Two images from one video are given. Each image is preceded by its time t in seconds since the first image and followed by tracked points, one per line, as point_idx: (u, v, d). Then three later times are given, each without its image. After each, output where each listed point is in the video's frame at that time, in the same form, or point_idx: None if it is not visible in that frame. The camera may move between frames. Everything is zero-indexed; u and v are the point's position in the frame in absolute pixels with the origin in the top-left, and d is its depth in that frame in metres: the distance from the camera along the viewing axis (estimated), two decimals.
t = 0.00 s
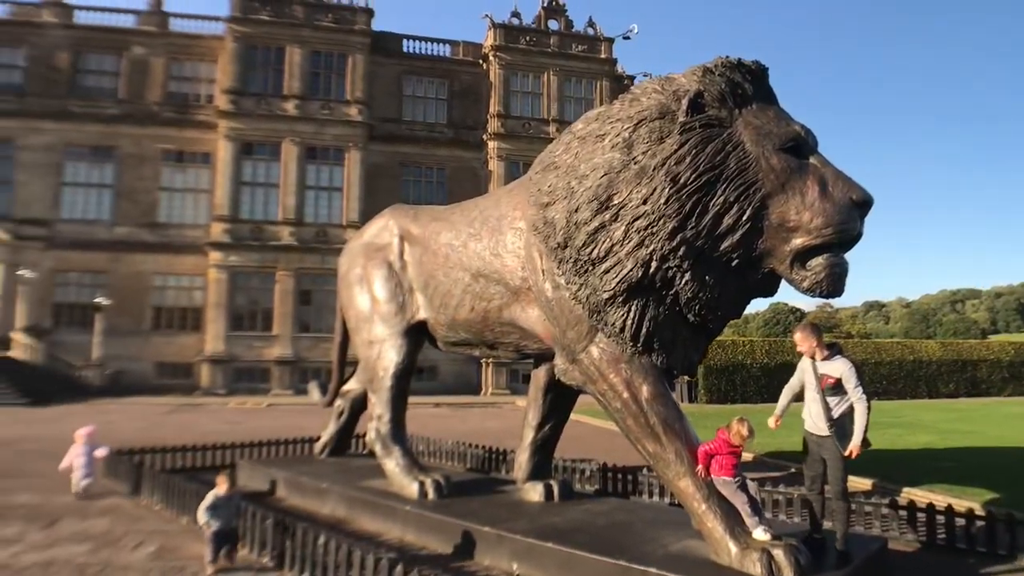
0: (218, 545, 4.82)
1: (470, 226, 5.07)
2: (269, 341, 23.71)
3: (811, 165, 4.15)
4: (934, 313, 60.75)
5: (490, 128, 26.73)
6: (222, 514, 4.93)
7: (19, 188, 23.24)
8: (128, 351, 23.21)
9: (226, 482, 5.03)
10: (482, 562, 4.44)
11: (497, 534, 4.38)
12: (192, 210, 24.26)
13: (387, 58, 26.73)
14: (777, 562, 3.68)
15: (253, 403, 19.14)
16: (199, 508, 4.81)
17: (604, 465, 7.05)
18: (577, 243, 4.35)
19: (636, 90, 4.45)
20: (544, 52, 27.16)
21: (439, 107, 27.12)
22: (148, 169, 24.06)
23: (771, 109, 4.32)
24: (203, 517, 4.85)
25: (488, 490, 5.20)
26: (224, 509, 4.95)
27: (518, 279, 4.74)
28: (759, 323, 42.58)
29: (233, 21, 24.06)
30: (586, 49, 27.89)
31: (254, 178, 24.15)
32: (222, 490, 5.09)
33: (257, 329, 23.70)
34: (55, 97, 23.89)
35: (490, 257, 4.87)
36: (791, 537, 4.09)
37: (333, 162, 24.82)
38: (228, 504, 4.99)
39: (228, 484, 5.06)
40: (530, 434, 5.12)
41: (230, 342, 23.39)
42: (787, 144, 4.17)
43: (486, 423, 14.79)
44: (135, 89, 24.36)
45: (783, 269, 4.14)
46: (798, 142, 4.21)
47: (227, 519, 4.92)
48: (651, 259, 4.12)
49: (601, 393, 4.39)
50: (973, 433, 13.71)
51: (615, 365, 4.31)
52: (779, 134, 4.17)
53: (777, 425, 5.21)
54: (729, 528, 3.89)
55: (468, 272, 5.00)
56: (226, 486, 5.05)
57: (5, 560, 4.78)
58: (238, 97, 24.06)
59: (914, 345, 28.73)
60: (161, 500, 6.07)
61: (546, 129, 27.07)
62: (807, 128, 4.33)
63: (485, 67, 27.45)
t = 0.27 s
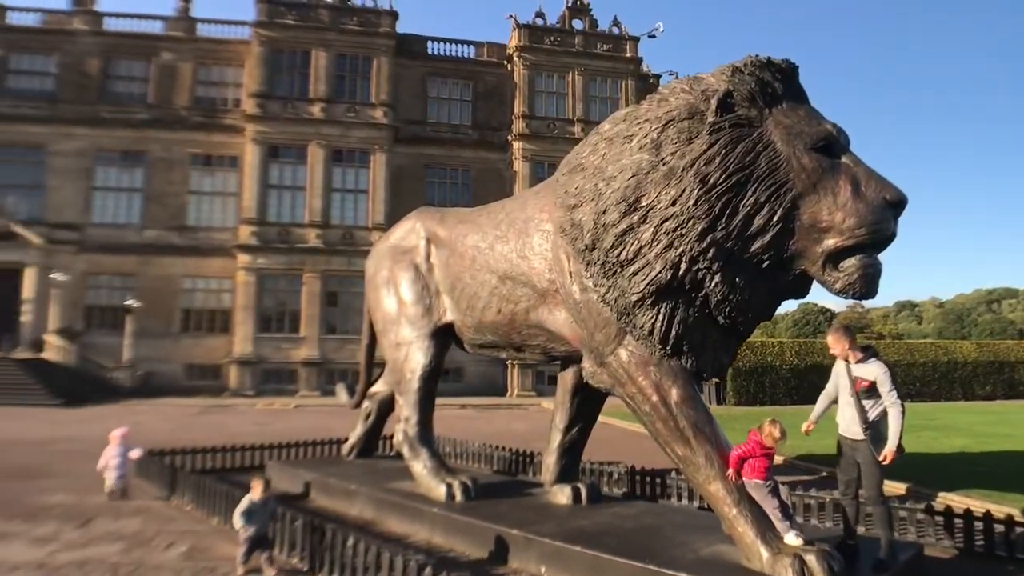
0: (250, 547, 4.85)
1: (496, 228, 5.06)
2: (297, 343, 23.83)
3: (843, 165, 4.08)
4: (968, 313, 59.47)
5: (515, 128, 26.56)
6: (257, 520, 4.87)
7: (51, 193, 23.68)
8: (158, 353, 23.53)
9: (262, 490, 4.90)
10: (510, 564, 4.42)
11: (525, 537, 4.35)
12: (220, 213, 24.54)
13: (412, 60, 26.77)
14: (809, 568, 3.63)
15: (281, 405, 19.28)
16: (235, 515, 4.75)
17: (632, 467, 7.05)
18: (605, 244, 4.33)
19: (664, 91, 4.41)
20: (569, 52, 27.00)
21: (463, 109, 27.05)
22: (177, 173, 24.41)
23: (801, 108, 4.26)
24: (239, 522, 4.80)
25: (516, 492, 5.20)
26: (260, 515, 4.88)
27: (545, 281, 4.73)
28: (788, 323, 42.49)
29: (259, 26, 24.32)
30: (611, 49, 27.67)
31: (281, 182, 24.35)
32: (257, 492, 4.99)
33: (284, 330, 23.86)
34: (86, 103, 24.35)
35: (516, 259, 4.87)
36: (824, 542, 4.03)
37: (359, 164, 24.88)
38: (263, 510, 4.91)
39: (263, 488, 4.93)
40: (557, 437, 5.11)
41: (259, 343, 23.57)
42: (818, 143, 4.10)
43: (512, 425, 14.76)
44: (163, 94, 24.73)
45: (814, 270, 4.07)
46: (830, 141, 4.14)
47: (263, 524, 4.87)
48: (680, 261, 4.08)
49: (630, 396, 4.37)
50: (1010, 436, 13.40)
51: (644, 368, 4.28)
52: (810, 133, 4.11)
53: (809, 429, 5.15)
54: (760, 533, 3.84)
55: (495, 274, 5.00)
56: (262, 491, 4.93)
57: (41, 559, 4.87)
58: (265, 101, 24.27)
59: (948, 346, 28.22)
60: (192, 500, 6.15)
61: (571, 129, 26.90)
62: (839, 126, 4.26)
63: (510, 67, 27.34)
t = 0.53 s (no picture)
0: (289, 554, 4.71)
1: (524, 231, 5.08)
2: (326, 345, 23.98)
3: (876, 164, 4.01)
4: (1006, 313, 58.04)
5: (540, 129, 26.51)
6: (296, 524, 4.77)
7: (85, 198, 24.18)
8: (189, 355, 23.90)
9: (301, 490, 4.84)
10: (540, 567, 4.42)
11: (554, 540, 4.34)
12: (250, 217, 24.87)
13: (437, 63, 26.84)
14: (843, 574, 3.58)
15: (310, 406, 19.46)
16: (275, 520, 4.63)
17: (660, 470, 7.04)
18: (634, 247, 4.32)
19: (693, 92, 4.39)
20: (595, 53, 26.87)
21: (489, 111, 27.02)
22: (207, 177, 24.79)
23: (833, 108, 4.20)
24: (278, 526, 4.70)
25: (545, 495, 5.21)
26: (299, 519, 4.78)
27: (573, 284, 4.73)
28: (818, 324, 41.96)
29: (287, 31, 24.59)
30: (636, 49, 27.49)
31: (309, 185, 24.58)
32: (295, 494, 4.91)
33: (313, 331, 24.02)
34: (119, 109, 24.84)
35: (544, 261, 4.87)
36: (859, 547, 3.97)
37: (385, 167, 24.97)
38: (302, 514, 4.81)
39: (301, 491, 4.86)
40: (586, 440, 5.10)
41: (288, 345, 23.75)
42: (850, 144, 4.04)
43: (539, 427, 14.74)
44: (194, 100, 25.13)
45: (847, 271, 4.01)
46: (862, 141, 4.08)
47: (302, 529, 4.75)
48: (710, 263, 4.05)
49: (659, 400, 4.36)
50: None
51: (674, 370, 4.26)
52: (842, 133, 4.05)
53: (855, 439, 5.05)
54: (793, 538, 3.79)
55: (522, 277, 5.01)
56: (300, 493, 4.86)
57: (79, 558, 4.97)
58: (293, 106, 24.53)
59: (984, 346, 27.57)
60: (225, 500, 6.25)
61: (597, 129, 26.78)
62: (871, 126, 4.20)
63: (535, 69, 27.28)
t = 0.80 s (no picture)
0: (326, 558, 4.72)
1: (552, 233, 5.07)
2: (353, 346, 24.08)
3: (912, 164, 3.92)
4: None
5: (566, 130, 26.39)
6: (332, 528, 4.73)
7: (118, 202, 24.63)
8: (218, 356, 24.20)
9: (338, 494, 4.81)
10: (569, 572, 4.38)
11: (583, 545, 4.31)
12: (279, 220, 25.13)
13: (463, 65, 26.85)
14: None
15: (338, 407, 19.61)
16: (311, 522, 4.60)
17: (690, 473, 7.00)
18: (664, 250, 4.28)
19: (723, 92, 4.34)
20: (621, 52, 26.68)
21: (515, 112, 26.92)
22: (236, 181, 25.10)
23: (866, 107, 4.12)
24: (313, 530, 4.66)
25: (573, 499, 5.20)
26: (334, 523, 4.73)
27: (602, 287, 4.71)
28: (850, 325, 41.36)
29: (314, 36, 24.82)
30: (663, 47, 27.20)
31: (336, 189, 24.74)
32: (332, 499, 4.89)
33: (341, 333, 24.16)
34: (149, 115, 25.27)
35: (573, 264, 4.86)
36: (896, 555, 3.89)
37: (412, 169, 25.05)
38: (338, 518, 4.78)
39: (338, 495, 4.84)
40: (615, 443, 5.11)
41: (316, 346, 23.89)
42: (885, 143, 3.95)
43: (566, 429, 14.67)
44: (223, 105, 25.48)
45: (882, 273, 3.92)
46: (898, 140, 3.99)
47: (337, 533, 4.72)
48: (742, 266, 4.00)
49: (690, 404, 4.32)
50: None
51: (705, 374, 4.22)
52: (876, 132, 3.97)
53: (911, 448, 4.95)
54: (827, 545, 3.73)
55: (551, 280, 5.00)
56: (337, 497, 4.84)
57: (114, 558, 5.06)
58: (320, 110, 24.70)
59: None
60: (255, 502, 6.31)
61: (623, 129, 26.59)
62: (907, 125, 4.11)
63: (561, 70, 27.16)
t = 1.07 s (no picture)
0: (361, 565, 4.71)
1: (581, 236, 5.06)
2: (381, 348, 24.12)
3: (951, 164, 3.81)
4: None
5: (592, 131, 26.24)
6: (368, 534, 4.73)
7: (149, 206, 25.03)
8: (247, 358, 24.47)
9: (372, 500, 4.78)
10: None
11: (615, 550, 4.26)
12: (307, 223, 25.33)
13: (488, 67, 26.85)
14: None
15: (366, 409, 19.70)
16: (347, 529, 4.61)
17: (721, 477, 6.93)
18: (695, 252, 4.23)
19: (755, 93, 4.28)
20: (647, 52, 26.49)
21: (540, 113, 26.87)
22: (264, 185, 25.38)
23: (902, 106, 4.03)
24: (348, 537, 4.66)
25: (602, 503, 5.20)
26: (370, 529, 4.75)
27: (632, 289, 4.68)
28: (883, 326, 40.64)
29: (341, 40, 25.02)
30: (689, 46, 26.90)
31: (364, 192, 24.85)
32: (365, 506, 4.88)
33: (368, 335, 24.24)
34: (179, 120, 25.67)
35: (602, 266, 4.84)
36: (936, 563, 3.81)
37: (438, 172, 25.10)
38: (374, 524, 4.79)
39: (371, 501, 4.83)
40: (645, 447, 5.14)
41: (343, 348, 23.98)
42: (922, 142, 3.85)
43: (594, 432, 14.60)
44: (251, 110, 25.78)
45: (919, 276, 3.82)
46: (935, 139, 3.89)
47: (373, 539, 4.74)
48: (776, 268, 3.94)
49: (723, 408, 4.27)
50: None
51: (738, 378, 4.17)
52: (913, 131, 3.87)
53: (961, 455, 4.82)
54: (864, 552, 3.65)
55: (580, 282, 4.99)
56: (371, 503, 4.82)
57: (148, 559, 5.13)
58: (347, 113, 24.87)
59: None
60: (285, 504, 6.36)
61: (650, 129, 26.33)
62: (945, 123, 4.00)
63: (586, 70, 27.04)
